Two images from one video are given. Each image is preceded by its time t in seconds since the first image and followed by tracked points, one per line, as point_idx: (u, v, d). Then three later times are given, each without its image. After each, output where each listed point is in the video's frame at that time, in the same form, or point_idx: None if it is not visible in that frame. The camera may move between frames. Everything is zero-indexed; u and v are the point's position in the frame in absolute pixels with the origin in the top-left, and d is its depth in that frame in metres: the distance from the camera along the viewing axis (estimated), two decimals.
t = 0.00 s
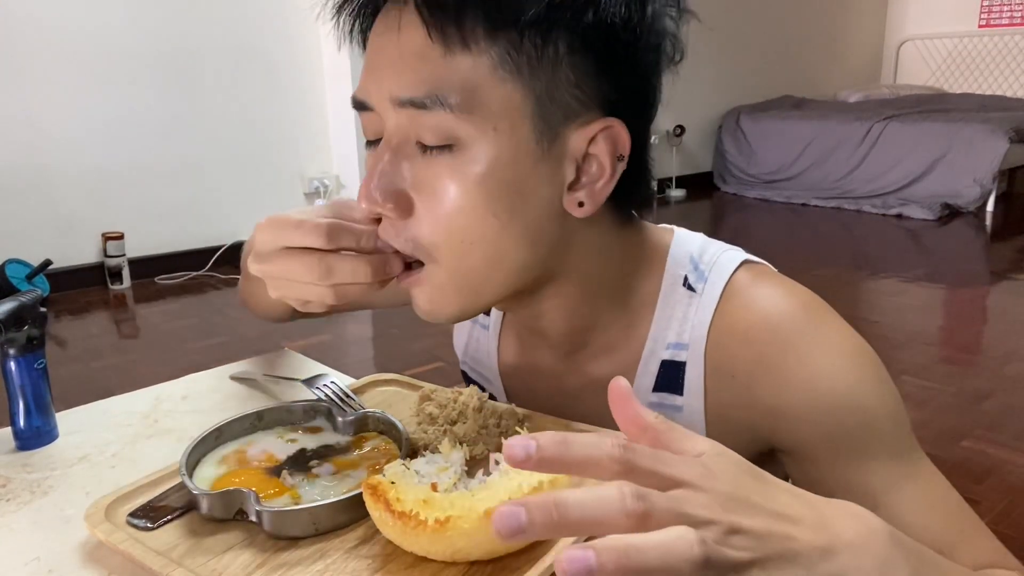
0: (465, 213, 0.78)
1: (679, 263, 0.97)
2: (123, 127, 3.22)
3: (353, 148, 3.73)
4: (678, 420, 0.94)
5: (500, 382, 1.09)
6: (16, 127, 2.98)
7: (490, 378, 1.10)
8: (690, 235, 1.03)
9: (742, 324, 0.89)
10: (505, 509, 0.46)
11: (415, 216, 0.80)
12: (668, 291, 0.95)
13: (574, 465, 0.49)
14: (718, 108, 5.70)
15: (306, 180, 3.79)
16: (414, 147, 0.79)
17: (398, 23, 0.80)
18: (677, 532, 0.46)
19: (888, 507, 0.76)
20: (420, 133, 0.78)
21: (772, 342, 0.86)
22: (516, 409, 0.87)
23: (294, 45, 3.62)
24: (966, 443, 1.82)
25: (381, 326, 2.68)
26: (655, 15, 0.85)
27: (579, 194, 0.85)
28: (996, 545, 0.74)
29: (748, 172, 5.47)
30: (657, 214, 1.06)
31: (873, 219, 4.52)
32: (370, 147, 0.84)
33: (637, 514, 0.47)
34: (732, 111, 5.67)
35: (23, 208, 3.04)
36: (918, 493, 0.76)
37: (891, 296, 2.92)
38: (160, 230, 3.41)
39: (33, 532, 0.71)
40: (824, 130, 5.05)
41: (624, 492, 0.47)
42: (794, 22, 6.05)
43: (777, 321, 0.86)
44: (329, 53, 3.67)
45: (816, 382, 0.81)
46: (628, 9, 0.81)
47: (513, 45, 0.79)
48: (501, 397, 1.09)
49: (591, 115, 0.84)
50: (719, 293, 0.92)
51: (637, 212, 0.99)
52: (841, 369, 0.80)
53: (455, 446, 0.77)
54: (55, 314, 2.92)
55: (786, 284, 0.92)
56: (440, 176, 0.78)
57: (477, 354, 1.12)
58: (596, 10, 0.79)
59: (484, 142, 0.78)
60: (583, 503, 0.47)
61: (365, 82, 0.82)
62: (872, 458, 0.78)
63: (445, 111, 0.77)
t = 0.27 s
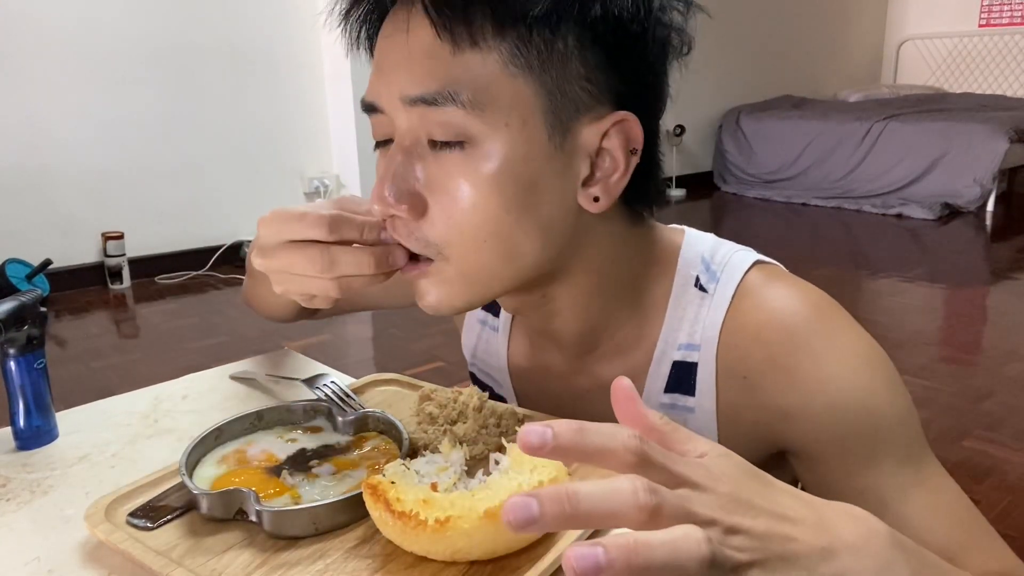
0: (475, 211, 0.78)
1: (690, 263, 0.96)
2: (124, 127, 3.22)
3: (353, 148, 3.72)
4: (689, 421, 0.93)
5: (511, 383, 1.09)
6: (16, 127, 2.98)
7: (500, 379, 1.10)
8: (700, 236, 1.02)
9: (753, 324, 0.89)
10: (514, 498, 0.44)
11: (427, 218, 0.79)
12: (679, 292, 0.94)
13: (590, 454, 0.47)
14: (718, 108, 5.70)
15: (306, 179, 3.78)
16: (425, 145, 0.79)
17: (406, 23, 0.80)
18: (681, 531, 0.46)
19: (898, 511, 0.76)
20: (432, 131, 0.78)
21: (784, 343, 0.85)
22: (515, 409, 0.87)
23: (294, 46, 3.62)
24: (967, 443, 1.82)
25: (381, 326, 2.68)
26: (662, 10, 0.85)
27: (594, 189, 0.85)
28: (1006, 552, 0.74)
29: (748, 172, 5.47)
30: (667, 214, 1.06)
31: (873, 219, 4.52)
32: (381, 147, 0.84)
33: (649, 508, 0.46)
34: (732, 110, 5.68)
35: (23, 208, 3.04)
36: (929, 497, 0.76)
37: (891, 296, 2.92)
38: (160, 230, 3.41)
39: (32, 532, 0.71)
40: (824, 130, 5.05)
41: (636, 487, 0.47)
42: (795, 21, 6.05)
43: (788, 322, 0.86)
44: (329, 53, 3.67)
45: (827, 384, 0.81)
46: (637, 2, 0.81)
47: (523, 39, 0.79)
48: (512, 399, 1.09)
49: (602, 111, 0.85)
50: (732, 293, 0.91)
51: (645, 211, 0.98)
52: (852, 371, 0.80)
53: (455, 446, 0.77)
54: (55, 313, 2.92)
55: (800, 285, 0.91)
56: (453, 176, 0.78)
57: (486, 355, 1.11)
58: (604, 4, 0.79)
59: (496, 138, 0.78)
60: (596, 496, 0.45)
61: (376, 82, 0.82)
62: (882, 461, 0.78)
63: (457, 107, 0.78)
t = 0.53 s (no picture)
0: (475, 216, 0.78)
1: (691, 266, 0.96)
2: (123, 128, 3.22)
3: (353, 149, 3.72)
4: (691, 424, 0.93)
5: (511, 386, 1.09)
6: (16, 127, 2.98)
7: (500, 382, 1.10)
8: (701, 238, 1.02)
9: (755, 327, 0.88)
10: (516, 500, 0.44)
11: (428, 220, 0.79)
12: (680, 295, 0.94)
13: (591, 457, 0.47)
14: (718, 108, 5.70)
15: (306, 179, 3.78)
16: (425, 154, 0.79)
17: (403, 29, 0.81)
18: (682, 536, 0.46)
19: (900, 515, 0.77)
20: (431, 137, 0.78)
21: (786, 346, 0.85)
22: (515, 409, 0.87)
23: (293, 45, 3.62)
24: (967, 443, 1.82)
25: (381, 326, 2.68)
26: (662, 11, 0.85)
27: (596, 194, 0.85)
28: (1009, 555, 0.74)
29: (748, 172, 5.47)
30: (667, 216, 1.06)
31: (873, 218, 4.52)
32: (381, 153, 0.84)
33: (652, 510, 0.46)
34: (732, 110, 5.68)
35: (23, 208, 3.04)
36: (930, 502, 0.76)
37: (891, 296, 2.91)
38: (160, 230, 3.41)
39: (31, 532, 0.71)
40: (824, 130, 5.04)
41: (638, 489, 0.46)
42: (795, 21, 6.05)
43: (790, 323, 0.86)
44: (328, 53, 3.67)
45: (829, 387, 0.81)
46: (635, 4, 0.81)
47: (521, 43, 0.79)
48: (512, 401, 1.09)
49: (602, 115, 0.85)
50: (733, 296, 0.91)
51: (644, 214, 0.98)
52: (854, 374, 0.80)
53: (455, 446, 0.76)
54: (55, 313, 2.92)
55: (801, 287, 0.91)
56: (453, 181, 0.78)
57: (486, 358, 1.11)
58: (601, 6, 0.79)
59: (496, 144, 0.78)
60: (598, 498, 0.45)
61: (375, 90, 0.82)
62: (883, 464, 0.78)
63: (454, 114, 0.77)
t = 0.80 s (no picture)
0: (484, 212, 0.78)
1: (690, 268, 0.96)
2: (123, 128, 3.22)
3: (352, 150, 3.72)
4: (691, 428, 0.94)
5: (511, 389, 1.09)
6: (16, 127, 2.98)
7: (499, 385, 1.10)
8: (702, 240, 1.03)
9: (754, 329, 0.89)
10: (514, 501, 0.44)
11: (435, 217, 0.78)
12: (679, 298, 0.95)
13: (588, 457, 0.47)
14: (718, 108, 5.70)
15: (306, 180, 3.79)
16: (433, 142, 0.79)
17: (421, 17, 0.80)
18: (679, 537, 0.46)
19: (901, 518, 0.77)
20: (440, 129, 0.78)
21: (786, 349, 0.85)
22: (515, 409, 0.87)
23: (293, 45, 3.62)
24: (966, 443, 1.82)
25: (381, 326, 2.68)
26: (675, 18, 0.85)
27: (600, 195, 0.86)
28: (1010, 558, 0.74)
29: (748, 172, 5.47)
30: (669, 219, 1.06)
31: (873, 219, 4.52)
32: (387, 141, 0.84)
33: (649, 510, 0.46)
34: (732, 111, 5.68)
35: (23, 208, 3.04)
36: (931, 504, 0.76)
37: (891, 296, 2.91)
38: (160, 230, 3.41)
39: (32, 532, 0.71)
40: (824, 130, 5.04)
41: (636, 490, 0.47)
42: (795, 21, 6.05)
43: (790, 326, 0.86)
44: (329, 53, 3.67)
45: (829, 389, 0.81)
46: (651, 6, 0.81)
47: (539, 39, 0.79)
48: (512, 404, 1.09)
49: (614, 116, 0.85)
50: (731, 299, 0.92)
51: (650, 217, 0.98)
52: (854, 376, 0.80)
53: (454, 445, 0.76)
54: (55, 314, 2.92)
55: (801, 289, 0.91)
56: (461, 176, 0.77)
57: (486, 360, 1.11)
58: (619, 8, 0.80)
59: (507, 140, 0.78)
60: (597, 498, 0.45)
61: (385, 80, 0.81)
62: (884, 467, 0.78)
63: (470, 104, 0.77)
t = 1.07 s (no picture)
0: (511, 212, 0.78)
1: (699, 268, 0.96)
2: (124, 128, 3.22)
3: (353, 149, 3.71)
4: (700, 426, 0.93)
5: (513, 390, 1.09)
6: (16, 126, 2.98)
7: (502, 385, 1.09)
8: (708, 239, 1.03)
9: (763, 329, 0.89)
10: (527, 504, 0.44)
11: (464, 223, 0.78)
12: (688, 297, 0.95)
13: (599, 458, 0.47)
14: (718, 108, 5.71)
15: (306, 180, 3.79)
16: (460, 148, 0.78)
17: (443, 19, 0.79)
18: (693, 535, 0.47)
19: (907, 518, 0.76)
20: (463, 132, 0.77)
21: (794, 348, 0.85)
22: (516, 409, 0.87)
23: (294, 46, 3.62)
24: (966, 443, 1.82)
25: (381, 326, 2.68)
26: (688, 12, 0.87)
27: (628, 190, 0.87)
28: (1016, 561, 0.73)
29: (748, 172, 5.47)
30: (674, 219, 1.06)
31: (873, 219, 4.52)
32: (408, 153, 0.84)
33: (664, 509, 0.47)
34: (732, 111, 5.68)
35: (23, 208, 3.05)
36: (937, 504, 0.76)
37: (891, 296, 2.91)
38: (160, 230, 3.41)
39: (31, 532, 0.71)
40: (824, 130, 5.04)
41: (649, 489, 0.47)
42: (795, 21, 6.05)
43: (799, 324, 0.86)
44: (329, 53, 3.67)
45: (837, 389, 0.81)
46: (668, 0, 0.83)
47: (563, 40, 0.79)
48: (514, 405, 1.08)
49: (634, 112, 0.85)
50: (741, 297, 0.92)
51: (655, 218, 0.99)
52: (861, 375, 0.80)
53: (454, 445, 0.76)
54: (55, 314, 2.92)
55: (809, 288, 0.91)
56: (489, 178, 0.77)
57: (488, 362, 1.11)
58: (639, 3, 0.81)
59: (535, 140, 0.77)
60: (610, 499, 0.45)
61: (400, 88, 0.81)
62: (890, 467, 0.78)
63: (498, 108, 0.77)
